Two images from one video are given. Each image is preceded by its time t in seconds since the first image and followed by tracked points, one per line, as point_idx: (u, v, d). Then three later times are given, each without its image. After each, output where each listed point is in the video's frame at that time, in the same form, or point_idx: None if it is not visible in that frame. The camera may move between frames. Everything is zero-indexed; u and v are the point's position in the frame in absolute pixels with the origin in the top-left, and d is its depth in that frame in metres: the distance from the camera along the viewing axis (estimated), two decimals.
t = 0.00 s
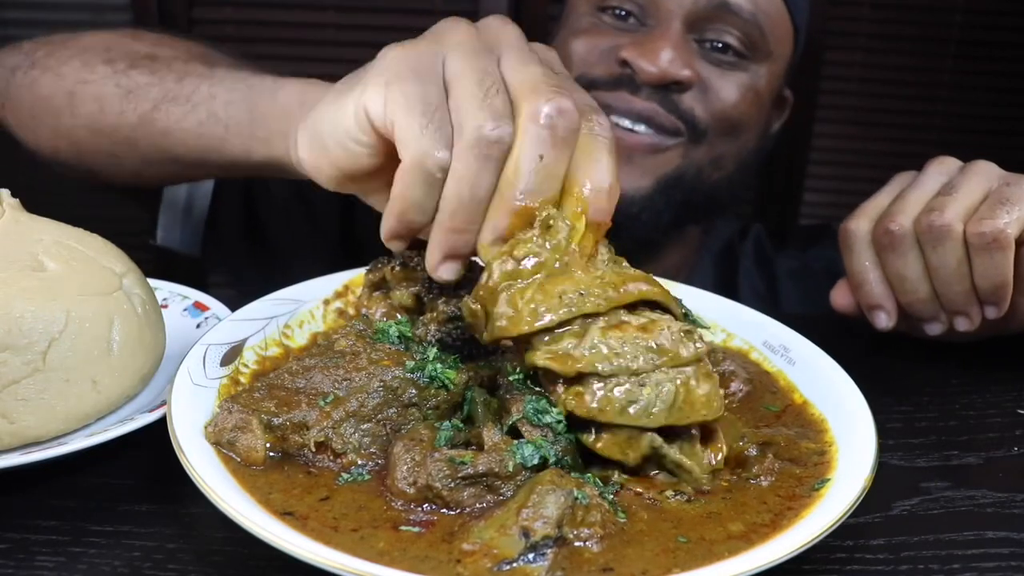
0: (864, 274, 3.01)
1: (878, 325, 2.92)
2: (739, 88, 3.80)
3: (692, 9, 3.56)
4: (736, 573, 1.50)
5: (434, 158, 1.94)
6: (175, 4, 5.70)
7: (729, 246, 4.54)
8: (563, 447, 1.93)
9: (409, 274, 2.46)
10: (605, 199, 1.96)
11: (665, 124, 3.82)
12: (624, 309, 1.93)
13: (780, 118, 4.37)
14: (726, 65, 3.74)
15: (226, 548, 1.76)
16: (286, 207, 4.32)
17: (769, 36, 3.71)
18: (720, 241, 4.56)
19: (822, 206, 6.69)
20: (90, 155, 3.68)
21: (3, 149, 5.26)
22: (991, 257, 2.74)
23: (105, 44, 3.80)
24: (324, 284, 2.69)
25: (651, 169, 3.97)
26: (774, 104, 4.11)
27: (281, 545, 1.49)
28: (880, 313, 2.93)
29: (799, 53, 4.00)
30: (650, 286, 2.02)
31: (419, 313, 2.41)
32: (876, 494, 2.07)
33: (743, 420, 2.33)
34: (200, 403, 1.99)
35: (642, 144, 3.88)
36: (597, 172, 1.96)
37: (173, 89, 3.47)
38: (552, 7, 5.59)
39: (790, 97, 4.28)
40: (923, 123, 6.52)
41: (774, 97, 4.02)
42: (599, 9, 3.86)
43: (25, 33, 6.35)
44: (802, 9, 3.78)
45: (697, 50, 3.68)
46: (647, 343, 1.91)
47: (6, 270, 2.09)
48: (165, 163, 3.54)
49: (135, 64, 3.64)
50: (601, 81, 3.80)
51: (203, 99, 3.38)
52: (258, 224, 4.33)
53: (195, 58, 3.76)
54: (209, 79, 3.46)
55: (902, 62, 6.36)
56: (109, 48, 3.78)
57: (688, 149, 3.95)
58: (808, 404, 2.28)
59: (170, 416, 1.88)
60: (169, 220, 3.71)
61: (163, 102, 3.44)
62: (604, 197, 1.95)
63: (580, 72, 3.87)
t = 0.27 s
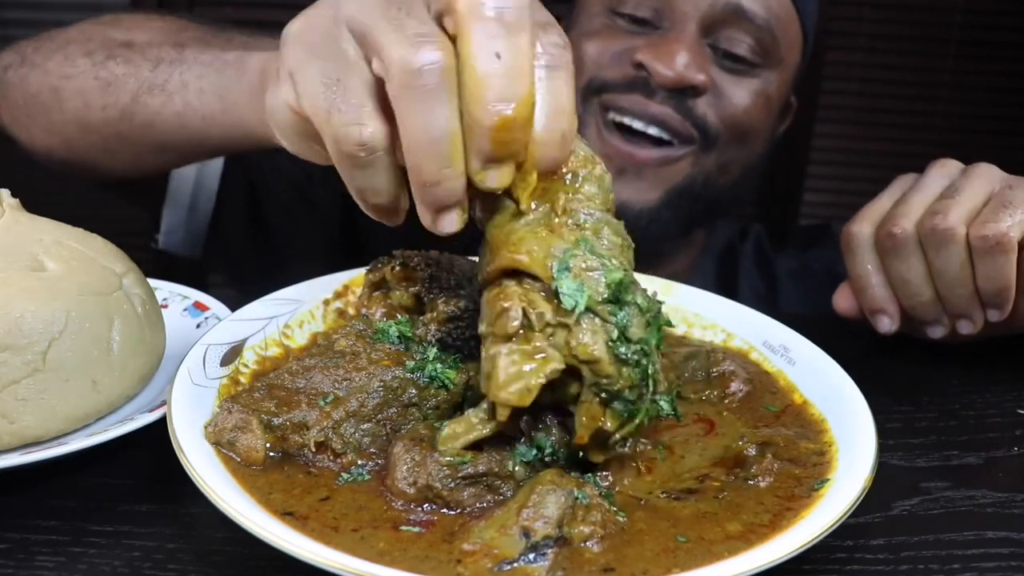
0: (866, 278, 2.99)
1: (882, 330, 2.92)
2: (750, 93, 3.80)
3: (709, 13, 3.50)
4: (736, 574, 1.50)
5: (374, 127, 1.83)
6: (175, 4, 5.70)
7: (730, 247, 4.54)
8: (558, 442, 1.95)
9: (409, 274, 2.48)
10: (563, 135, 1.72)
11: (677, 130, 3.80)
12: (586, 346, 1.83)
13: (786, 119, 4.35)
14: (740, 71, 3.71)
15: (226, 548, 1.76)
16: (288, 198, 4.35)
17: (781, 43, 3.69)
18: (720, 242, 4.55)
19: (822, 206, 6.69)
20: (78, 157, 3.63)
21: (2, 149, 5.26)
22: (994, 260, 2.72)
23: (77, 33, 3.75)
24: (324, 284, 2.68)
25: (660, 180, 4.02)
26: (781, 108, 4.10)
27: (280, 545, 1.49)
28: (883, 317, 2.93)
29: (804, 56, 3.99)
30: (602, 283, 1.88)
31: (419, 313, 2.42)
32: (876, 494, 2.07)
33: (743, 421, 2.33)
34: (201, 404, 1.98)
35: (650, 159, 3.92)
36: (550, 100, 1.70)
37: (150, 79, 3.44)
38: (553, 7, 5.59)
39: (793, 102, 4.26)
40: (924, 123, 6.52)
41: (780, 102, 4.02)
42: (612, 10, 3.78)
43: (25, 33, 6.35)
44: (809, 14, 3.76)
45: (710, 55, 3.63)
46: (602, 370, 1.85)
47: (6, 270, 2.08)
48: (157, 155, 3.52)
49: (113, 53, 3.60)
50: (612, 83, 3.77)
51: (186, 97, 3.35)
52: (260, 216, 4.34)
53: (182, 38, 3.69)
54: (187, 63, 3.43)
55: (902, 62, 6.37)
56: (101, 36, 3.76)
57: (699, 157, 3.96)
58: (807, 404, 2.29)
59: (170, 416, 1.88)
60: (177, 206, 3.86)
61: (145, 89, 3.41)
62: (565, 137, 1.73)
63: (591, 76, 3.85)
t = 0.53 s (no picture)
0: (869, 276, 2.99)
1: (884, 328, 2.91)
2: (756, 96, 3.76)
3: (716, 12, 3.51)
4: (736, 573, 1.50)
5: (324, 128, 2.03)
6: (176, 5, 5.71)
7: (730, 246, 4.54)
8: (561, 443, 1.93)
9: (409, 274, 2.48)
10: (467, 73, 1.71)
11: (678, 125, 3.84)
12: (536, 299, 1.80)
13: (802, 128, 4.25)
14: (746, 73, 3.68)
15: (226, 548, 1.76)
16: (283, 195, 4.22)
17: (791, 48, 3.65)
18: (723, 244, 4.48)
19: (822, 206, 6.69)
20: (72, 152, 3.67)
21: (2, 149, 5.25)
22: (998, 259, 2.73)
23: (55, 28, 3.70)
24: (324, 284, 2.68)
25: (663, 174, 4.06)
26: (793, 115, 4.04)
27: (280, 545, 1.49)
28: (886, 315, 2.92)
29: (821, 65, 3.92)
30: (540, 235, 1.83)
31: (419, 313, 2.40)
32: (876, 494, 2.07)
33: (742, 421, 2.34)
34: (200, 403, 1.99)
35: (653, 149, 3.96)
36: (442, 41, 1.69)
37: (116, 68, 3.35)
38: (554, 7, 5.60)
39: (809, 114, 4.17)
40: (924, 123, 6.55)
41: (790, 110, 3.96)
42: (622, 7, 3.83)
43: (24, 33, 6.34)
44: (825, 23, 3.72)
45: (716, 55, 3.63)
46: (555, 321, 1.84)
47: (6, 270, 2.08)
48: (147, 138, 3.56)
49: (82, 46, 3.51)
50: (617, 78, 3.86)
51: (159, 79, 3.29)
52: (252, 215, 4.21)
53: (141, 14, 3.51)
54: (153, 41, 3.32)
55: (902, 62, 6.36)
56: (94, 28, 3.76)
57: (700, 155, 3.97)
58: (807, 404, 2.29)
59: (170, 416, 1.87)
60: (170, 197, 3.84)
61: (114, 80, 3.35)
62: (470, 72, 1.71)
63: (597, 70, 3.94)
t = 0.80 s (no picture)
0: (867, 272, 3.01)
1: (883, 324, 2.94)
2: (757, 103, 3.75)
3: (720, 14, 3.56)
4: (736, 573, 1.50)
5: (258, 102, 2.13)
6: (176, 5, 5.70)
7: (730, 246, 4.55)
8: (563, 445, 1.94)
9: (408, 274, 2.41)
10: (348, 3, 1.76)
11: (671, 127, 3.85)
12: (465, 196, 1.84)
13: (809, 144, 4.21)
14: (750, 80, 3.69)
15: (226, 548, 1.76)
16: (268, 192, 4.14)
17: (795, 58, 3.66)
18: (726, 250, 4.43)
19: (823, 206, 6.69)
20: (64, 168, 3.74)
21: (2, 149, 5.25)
22: (995, 256, 2.73)
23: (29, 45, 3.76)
24: (324, 284, 2.68)
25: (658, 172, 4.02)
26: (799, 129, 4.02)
27: (280, 544, 1.49)
28: (885, 311, 2.95)
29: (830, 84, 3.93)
30: (452, 134, 1.84)
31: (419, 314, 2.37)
32: (876, 494, 2.07)
33: (742, 420, 2.34)
34: (200, 403, 1.98)
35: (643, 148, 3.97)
36: None
37: (84, 79, 3.50)
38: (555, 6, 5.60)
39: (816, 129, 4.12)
40: (924, 122, 6.56)
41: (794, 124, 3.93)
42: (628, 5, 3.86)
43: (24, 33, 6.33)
44: (835, 37, 3.75)
45: (719, 59, 3.66)
46: (485, 216, 1.88)
47: (6, 270, 2.08)
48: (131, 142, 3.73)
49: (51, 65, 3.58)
50: (615, 75, 3.89)
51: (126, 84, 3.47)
52: (238, 216, 4.14)
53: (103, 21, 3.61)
54: (109, 52, 3.49)
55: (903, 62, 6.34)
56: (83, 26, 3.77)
57: (693, 158, 3.95)
58: (807, 403, 2.29)
59: (170, 416, 1.87)
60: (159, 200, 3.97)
61: (82, 91, 3.50)
62: (351, 4, 1.77)
63: (597, 69, 3.97)
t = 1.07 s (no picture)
0: (865, 282, 2.97)
1: (883, 333, 2.89)
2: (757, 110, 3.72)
3: (726, 18, 3.50)
4: (736, 573, 1.50)
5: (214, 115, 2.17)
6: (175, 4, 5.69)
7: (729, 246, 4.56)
8: (564, 445, 1.94)
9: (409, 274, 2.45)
10: None
11: (667, 128, 3.76)
12: (424, 135, 1.95)
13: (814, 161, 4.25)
14: (753, 87, 3.66)
15: (226, 548, 1.76)
16: (251, 195, 4.15)
17: (800, 68, 3.65)
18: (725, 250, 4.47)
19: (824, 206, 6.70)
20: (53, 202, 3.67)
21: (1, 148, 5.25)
22: (994, 264, 2.73)
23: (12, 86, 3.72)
24: (324, 283, 2.68)
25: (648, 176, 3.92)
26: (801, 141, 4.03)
27: (280, 545, 1.49)
28: (885, 320, 2.90)
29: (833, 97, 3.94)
30: (400, 82, 1.94)
31: (419, 313, 2.39)
32: (876, 494, 2.07)
33: (742, 420, 2.34)
34: (200, 404, 1.98)
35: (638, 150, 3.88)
36: None
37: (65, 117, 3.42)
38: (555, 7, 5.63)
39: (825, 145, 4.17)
40: (924, 122, 6.55)
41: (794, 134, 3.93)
42: (636, 6, 3.86)
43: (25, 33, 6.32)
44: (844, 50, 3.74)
45: (721, 64, 3.61)
46: (448, 147, 1.97)
47: (6, 270, 2.08)
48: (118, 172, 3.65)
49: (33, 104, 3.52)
50: (617, 72, 3.83)
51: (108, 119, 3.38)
52: (223, 225, 4.14)
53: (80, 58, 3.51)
54: (87, 90, 3.41)
55: (902, 62, 6.36)
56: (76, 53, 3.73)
57: (689, 161, 3.86)
58: (807, 404, 2.29)
59: (170, 416, 1.87)
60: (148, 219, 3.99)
61: (64, 130, 3.42)
62: None
63: (600, 65, 3.92)
